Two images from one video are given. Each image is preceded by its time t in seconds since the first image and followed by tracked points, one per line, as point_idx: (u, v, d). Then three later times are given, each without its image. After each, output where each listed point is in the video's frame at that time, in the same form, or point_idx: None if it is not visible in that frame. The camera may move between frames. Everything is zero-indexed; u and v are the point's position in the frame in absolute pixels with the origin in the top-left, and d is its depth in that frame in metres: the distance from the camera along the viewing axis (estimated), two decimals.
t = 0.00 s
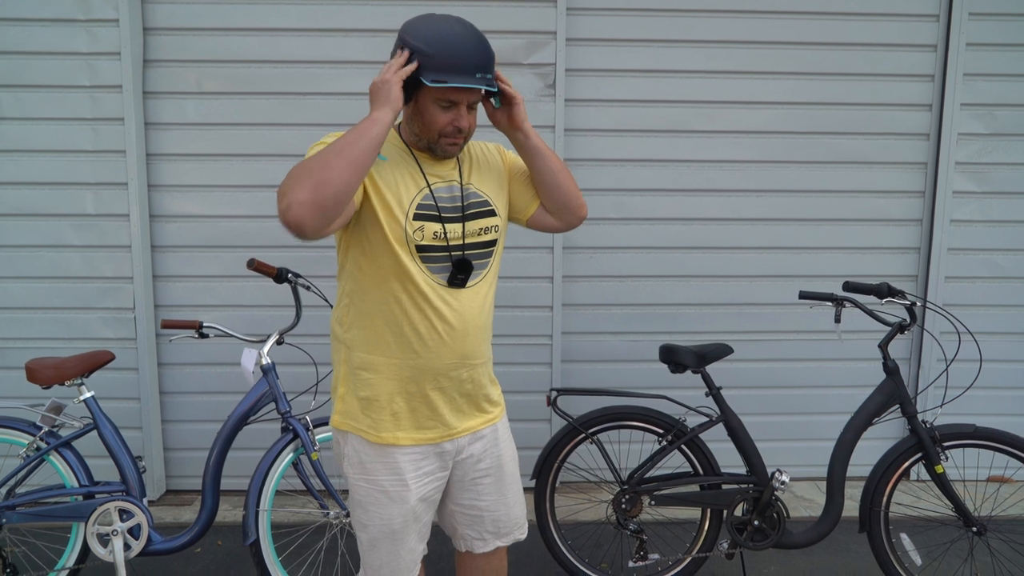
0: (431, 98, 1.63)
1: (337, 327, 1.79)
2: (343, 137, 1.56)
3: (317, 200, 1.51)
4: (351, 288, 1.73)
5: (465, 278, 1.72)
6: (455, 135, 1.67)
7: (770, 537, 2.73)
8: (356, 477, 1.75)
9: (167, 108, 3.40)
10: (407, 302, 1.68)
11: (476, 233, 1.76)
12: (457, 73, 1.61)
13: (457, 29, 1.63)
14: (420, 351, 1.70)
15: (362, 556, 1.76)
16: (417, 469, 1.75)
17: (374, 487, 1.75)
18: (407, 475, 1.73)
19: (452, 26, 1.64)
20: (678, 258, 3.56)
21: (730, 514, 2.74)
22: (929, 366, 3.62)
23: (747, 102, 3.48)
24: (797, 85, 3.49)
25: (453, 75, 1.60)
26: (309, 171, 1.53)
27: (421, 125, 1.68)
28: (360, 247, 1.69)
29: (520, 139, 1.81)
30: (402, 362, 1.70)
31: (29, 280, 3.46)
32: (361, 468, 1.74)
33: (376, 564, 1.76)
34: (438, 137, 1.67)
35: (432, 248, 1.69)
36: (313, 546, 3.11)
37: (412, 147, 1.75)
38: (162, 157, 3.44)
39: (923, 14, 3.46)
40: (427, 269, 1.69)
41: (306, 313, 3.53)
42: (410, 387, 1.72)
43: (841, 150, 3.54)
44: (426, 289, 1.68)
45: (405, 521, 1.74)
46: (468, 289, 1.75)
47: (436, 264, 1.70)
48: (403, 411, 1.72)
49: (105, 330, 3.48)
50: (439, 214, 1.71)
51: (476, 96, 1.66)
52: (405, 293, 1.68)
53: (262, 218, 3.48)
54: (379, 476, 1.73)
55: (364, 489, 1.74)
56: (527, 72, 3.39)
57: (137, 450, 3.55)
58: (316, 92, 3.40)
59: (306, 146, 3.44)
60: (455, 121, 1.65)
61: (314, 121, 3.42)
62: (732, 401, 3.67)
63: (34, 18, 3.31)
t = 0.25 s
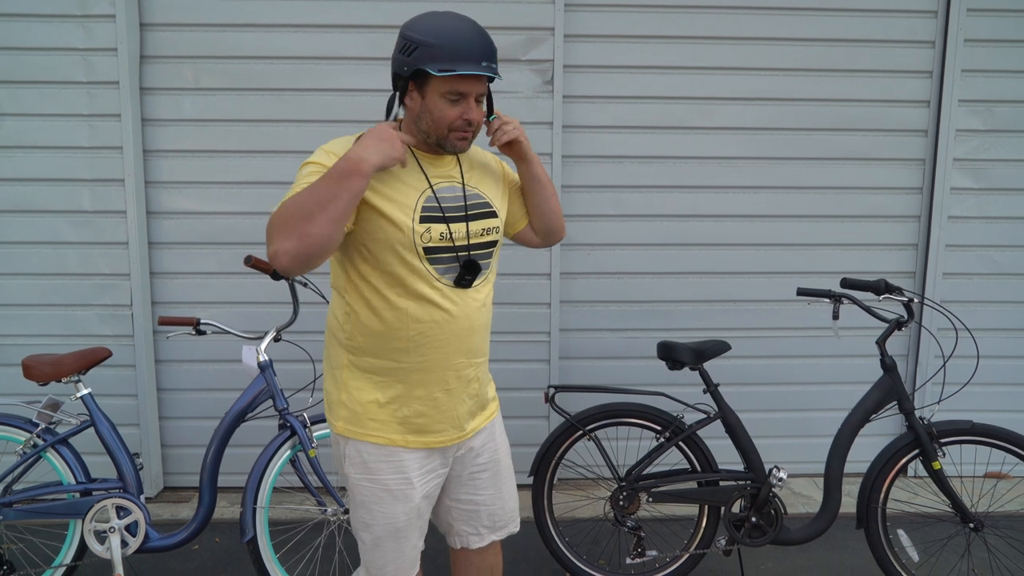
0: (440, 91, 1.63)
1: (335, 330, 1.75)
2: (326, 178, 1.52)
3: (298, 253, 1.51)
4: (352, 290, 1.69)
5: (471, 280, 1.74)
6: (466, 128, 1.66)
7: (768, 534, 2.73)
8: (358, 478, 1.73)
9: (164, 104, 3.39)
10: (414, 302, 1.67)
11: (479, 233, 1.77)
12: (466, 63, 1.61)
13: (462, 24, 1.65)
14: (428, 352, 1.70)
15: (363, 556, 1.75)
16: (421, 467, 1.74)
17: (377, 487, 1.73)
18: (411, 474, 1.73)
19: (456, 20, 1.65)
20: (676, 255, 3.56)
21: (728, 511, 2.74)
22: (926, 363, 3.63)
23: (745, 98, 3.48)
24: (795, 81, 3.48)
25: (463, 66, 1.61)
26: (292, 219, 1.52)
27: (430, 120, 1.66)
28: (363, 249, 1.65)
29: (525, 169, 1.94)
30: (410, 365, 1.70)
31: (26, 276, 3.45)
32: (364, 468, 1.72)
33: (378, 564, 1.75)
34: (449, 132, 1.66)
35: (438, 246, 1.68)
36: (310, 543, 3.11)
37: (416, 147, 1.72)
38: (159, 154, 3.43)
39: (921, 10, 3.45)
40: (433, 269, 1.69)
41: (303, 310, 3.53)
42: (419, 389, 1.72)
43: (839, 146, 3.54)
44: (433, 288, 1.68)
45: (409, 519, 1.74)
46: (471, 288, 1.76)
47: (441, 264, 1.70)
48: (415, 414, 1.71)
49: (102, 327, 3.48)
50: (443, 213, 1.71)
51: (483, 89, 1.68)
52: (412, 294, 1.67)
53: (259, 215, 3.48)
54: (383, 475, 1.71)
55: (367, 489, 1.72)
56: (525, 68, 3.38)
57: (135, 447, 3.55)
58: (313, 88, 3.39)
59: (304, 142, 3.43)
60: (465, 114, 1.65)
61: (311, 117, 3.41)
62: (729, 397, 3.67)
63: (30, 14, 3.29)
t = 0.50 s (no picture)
0: (452, 96, 1.64)
1: (335, 332, 1.72)
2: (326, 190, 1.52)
3: (297, 264, 1.53)
4: (356, 291, 1.67)
5: (475, 278, 1.75)
6: (473, 133, 1.69)
7: (764, 532, 2.73)
8: (364, 479, 1.72)
9: (159, 101, 3.38)
10: (420, 301, 1.67)
11: (478, 233, 1.79)
12: (481, 71, 1.62)
13: (477, 31, 1.65)
14: (434, 350, 1.71)
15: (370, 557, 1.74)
16: (426, 465, 1.75)
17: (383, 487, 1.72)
18: (418, 472, 1.73)
19: (468, 26, 1.65)
20: (673, 253, 3.55)
21: (725, 509, 2.74)
22: (923, 361, 3.63)
23: (742, 97, 3.48)
24: (792, 79, 3.48)
25: (478, 75, 1.62)
26: (291, 227, 1.53)
27: (438, 123, 1.67)
28: (369, 250, 1.64)
29: (514, 171, 2.00)
30: (417, 364, 1.70)
31: (21, 274, 3.44)
32: (370, 469, 1.71)
33: (386, 564, 1.74)
34: (457, 136, 1.68)
35: (443, 247, 1.69)
36: (307, 542, 3.10)
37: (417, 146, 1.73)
38: (154, 151, 3.42)
39: (918, 8, 3.46)
40: (438, 269, 1.69)
41: (299, 309, 3.52)
42: (426, 388, 1.72)
43: (836, 144, 3.54)
44: (438, 287, 1.69)
45: (417, 517, 1.74)
46: (473, 286, 1.78)
47: (447, 264, 1.71)
48: (422, 413, 1.72)
49: (97, 325, 3.47)
50: (445, 214, 1.71)
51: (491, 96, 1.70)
52: (418, 293, 1.67)
53: (255, 213, 3.47)
54: (390, 475, 1.71)
55: (374, 490, 1.71)
56: (522, 66, 3.37)
57: (131, 446, 3.54)
58: (310, 86, 3.38)
59: (300, 140, 3.42)
60: (475, 120, 1.68)
61: (307, 115, 3.40)
62: (726, 395, 3.67)
63: (25, 11, 3.28)
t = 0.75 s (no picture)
0: (456, 103, 1.66)
1: (334, 335, 1.71)
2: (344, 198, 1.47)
3: (302, 265, 1.49)
4: (357, 293, 1.66)
5: (475, 276, 1.79)
6: (472, 139, 1.71)
7: (756, 533, 2.73)
8: (369, 481, 1.71)
9: (150, 103, 3.37)
10: (423, 300, 1.69)
11: (474, 232, 1.83)
12: (487, 80, 1.64)
13: (484, 40, 1.67)
14: (436, 348, 1.73)
15: (375, 558, 1.74)
16: (428, 461, 1.77)
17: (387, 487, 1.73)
18: (421, 469, 1.75)
19: (478, 37, 1.66)
20: (665, 254, 3.56)
21: (717, 510, 2.74)
22: (914, 361, 3.65)
23: (734, 98, 3.49)
24: (783, 80, 3.49)
25: (485, 84, 1.64)
26: (300, 228, 1.48)
27: (439, 127, 1.68)
28: (375, 250, 1.62)
29: (501, 171, 2.03)
30: (420, 363, 1.71)
31: (11, 277, 3.42)
32: (375, 470, 1.71)
33: (392, 563, 1.74)
34: (458, 141, 1.69)
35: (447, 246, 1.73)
36: (299, 545, 3.09)
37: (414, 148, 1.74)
38: (145, 153, 3.41)
39: (908, 10, 3.47)
40: (442, 268, 1.72)
41: (291, 311, 3.51)
42: (428, 385, 1.73)
43: (828, 145, 3.55)
44: (440, 285, 1.71)
45: (421, 515, 1.76)
46: (471, 284, 1.81)
47: (449, 263, 1.74)
48: (426, 411, 1.73)
49: (88, 328, 3.45)
50: (446, 213, 1.75)
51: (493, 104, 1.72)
52: (421, 292, 1.68)
53: (247, 215, 3.46)
54: (395, 474, 1.71)
55: (379, 490, 1.71)
56: (514, 68, 3.37)
57: (122, 449, 3.52)
58: (302, 88, 3.37)
59: (292, 142, 3.41)
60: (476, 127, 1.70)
61: (299, 117, 3.39)
62: (718, 396, 3.68)
63: (15, 12, 3.26)
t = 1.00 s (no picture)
0: (461, 100, 1.75)
1: (341, 331, 1.76)
2: (403, 216, 1.56)
3: (353, 274, 1.55)
4: (366, 292, 1.72)
5: (479, 273, 1.87)
6: (477, 135, 1.80)
7: (749, 531, 2.74)
8: (374, 477, 1.78)
9: (142, 102, 3.35)
10: (430, 298, 1.76)
11: (477, 231, 1.91)
12: (490, 75, 1.74)
13: (484, 40, 1.77)
14: (441, 345, 1.80)
15: (377, 552, 1.81)
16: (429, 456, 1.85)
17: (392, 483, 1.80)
18: (423, 464, 1.83)
19: (479, 39, 1.76)
20: (658, 254, 3.57)
21: (710, 508, 2.75)
22: (905, 360, 3.67)
23: (726, 98, 3.50)
24: (775, 80, 3.50)
25: (489, 79, 1.73)
26: (359, 242, 1.53)
27: (446, 125, 1.77)
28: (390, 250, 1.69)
29: (498, 177, 2.09)
30: (426, 359, 1.79)
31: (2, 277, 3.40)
32: (381, 467, 1.78)
33: (394, 556, 1.82)
34: (463, 137, 1.79)
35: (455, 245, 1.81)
36: (292, 545, 3.08)
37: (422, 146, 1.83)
38: (137, 153, 3.40)
39: (899, 10, 3.49)
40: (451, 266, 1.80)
41: (284, 311, 3.50)
42: (432, 380, 1.81)
43: (819, 145, 3.56)
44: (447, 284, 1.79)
45: (423, 508, 1.84)
46: (474, 282, 1.90)
47: (456, 261, 1.82)
48: (429, 406, 1.81)
49: (80, 329, 3.43)
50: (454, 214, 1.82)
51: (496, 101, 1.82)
52: (428, 291, 1.75)
53: (239, 215, 3.45)
54: (400, 470, 1.79)
55: (384, 486, 1.78)
56: (507, 68, 3.37)
57: (114, 450, 3.50)
58: (294, 87, 3.37)
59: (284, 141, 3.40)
60: (480, 122, 1.79)
61: (292, 117, 3.39)
62: (711, 395, 3.69)
63: (5, 11, 3.25)
